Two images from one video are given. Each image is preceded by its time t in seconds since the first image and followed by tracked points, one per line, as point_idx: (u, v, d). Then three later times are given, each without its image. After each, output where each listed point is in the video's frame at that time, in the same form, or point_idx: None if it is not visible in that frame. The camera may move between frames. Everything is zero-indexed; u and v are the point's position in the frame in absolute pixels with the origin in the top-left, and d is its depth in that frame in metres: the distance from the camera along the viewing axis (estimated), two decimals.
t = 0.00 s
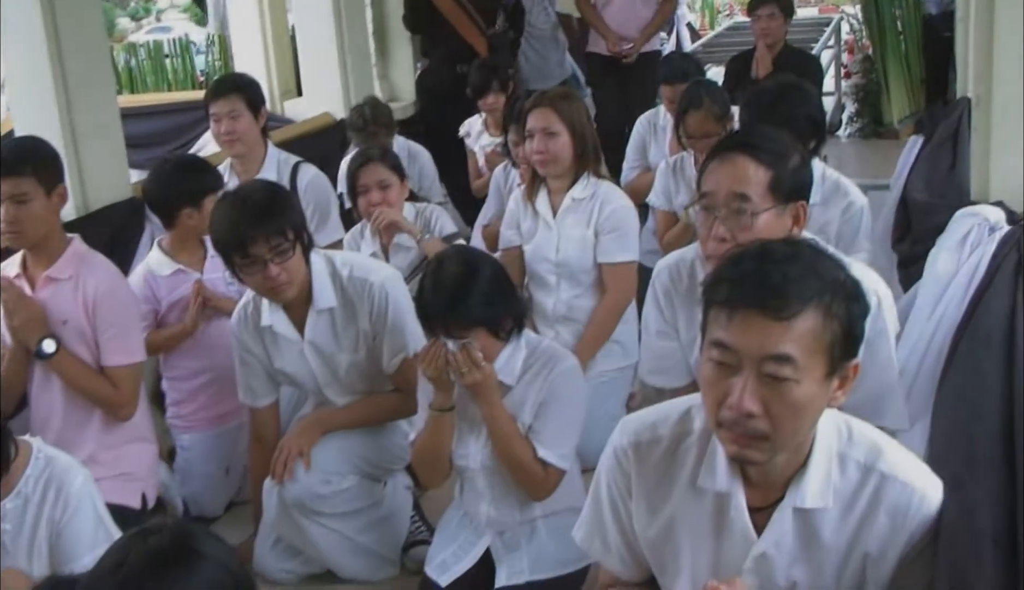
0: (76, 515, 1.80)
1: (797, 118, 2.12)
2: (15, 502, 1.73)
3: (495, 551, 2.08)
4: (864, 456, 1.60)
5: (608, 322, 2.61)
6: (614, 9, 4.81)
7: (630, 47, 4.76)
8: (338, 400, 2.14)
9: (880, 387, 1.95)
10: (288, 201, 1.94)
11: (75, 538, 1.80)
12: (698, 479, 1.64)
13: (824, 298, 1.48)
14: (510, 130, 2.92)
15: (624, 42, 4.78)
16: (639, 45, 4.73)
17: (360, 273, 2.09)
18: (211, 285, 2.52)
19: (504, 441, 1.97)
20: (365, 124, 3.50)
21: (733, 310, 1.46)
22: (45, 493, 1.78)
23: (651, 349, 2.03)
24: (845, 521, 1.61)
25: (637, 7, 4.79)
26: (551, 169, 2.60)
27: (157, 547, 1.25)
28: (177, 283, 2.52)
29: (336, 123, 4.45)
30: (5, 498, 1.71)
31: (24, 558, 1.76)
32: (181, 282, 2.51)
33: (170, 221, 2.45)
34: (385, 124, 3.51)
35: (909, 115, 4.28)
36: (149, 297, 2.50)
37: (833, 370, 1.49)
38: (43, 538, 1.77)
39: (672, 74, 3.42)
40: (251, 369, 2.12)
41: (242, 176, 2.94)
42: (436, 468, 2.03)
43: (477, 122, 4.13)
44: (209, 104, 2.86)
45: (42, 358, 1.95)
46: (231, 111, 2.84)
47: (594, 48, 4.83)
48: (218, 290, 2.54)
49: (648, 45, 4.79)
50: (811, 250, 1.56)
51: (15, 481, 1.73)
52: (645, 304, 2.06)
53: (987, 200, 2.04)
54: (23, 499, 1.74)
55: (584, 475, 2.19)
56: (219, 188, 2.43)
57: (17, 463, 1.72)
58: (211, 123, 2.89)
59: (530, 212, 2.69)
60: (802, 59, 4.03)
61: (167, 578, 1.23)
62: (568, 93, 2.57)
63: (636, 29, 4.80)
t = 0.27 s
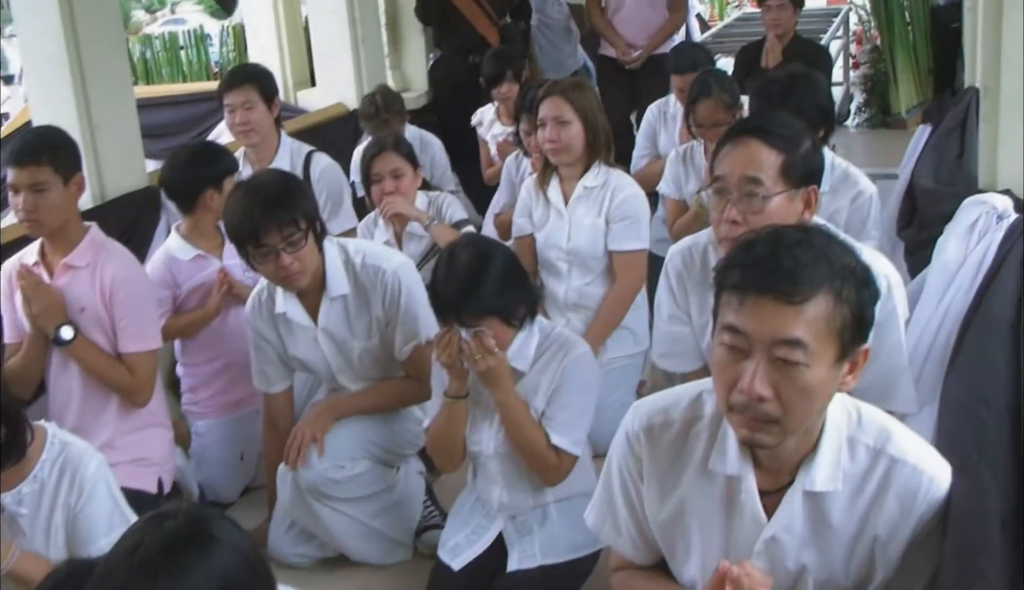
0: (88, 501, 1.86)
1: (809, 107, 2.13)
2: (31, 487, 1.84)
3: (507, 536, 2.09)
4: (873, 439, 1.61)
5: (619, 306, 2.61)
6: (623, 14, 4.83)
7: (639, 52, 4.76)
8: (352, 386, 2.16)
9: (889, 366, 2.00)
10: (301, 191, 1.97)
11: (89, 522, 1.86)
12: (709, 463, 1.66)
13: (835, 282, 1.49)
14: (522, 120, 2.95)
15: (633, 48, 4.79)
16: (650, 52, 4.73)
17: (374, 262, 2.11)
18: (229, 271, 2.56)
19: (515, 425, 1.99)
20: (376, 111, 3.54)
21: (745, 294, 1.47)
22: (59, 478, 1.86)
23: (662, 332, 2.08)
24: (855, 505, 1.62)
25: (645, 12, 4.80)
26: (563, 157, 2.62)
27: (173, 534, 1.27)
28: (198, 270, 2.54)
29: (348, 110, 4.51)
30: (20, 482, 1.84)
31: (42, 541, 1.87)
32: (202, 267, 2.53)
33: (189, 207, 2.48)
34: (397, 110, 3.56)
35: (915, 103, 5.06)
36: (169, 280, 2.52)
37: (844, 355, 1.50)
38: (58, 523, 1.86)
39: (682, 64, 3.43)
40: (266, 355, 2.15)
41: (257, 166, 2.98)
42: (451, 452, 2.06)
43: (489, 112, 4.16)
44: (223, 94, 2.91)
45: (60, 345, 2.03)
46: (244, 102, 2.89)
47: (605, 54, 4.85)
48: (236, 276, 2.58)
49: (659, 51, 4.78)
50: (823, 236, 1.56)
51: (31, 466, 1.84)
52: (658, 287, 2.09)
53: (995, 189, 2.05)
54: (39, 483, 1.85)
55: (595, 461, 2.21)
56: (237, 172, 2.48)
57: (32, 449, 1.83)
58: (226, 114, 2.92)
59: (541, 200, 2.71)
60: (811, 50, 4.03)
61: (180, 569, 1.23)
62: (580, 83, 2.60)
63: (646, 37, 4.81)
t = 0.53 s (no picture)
0: (106, 483, 1.89)
1: (819, 97, 2.15)
2: (49, 469, 1.89)
3: (520, 521, 2.10)
4: (884, 427, 1.63)
5: (630, 298, 2.63)
6: (631, 39, 4.81)
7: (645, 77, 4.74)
8: (367, 372, 2.19)
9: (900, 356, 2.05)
10: (314, 181, 1.98)
11: (107, 504, 1.89)
12: (722, 448, 1.67)
13: (847, 271, 1.49)
14: (535, 110, 2.97)
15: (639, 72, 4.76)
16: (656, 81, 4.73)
17: (389, 249, 2.13)
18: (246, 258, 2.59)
19: (527, 411, 2.01)
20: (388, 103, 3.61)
21: (759, 282, 1.48)
22: (77, 460, 1.90)
23: (676, 318, 2.12)
24: (865, 491, 1.64)
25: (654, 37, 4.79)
26: (577, 147, 2.64)
27: (191, 515, 1.31)
28: (217, 255, 2.56)
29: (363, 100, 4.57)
30: (38, 463, 1.89)
31: (61, 522, 1.92)
32: (222, 254, 2.56)
33: (207, 194, 2.50)
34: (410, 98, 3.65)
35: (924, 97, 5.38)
36: (188, 266, 2.54)
37: (856, 342, 1.50)
38: (77, 503, 1.90)
39: (695, 55, 3.46)
40: (282, 341, 2.17)
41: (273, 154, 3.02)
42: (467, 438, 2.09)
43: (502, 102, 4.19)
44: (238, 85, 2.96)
45: (79, 331, 2.05)
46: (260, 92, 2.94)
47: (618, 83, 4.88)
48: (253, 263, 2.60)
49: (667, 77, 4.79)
50: (836, 224, 1.57)
51: (48, 449, 1.89)
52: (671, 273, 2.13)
53: (1006, 179, 2.06)
54: (56, 466, 1.89)
55: (608, 448, 2.22)
56: (253, 158, 2.49)
57: (49, 432, 1.88)
58: (243, 105, 2.97)
59: (555, 190, 2.75)
60: (823, 40, 4.04)
61: (198, 548, 1.27)
62: (594, 73, 2.62)
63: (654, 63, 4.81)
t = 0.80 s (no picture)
0: (125, 465, 1.92)
1: (830, 90, 2.16)
2: (69, 452, 1.92)
3: (532, 508, 2.11)
4: (896, 416, 1.63)
5: (644, 286, 2.66)
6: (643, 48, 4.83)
7: (647, 88, 4.71)
8: (382, 361, 2.24)
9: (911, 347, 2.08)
10: (328, 173, 2.00)
11: (126, 486, 1.92)
12: (735, 436, 1.68)
13: (860, 261, 1.49)
14: (549, 102, 2.99)
15: (642, 84, 4.74)
16: (658, 96, 4.69)
17: (404, 239, 2.16)
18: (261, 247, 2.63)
19: (539, 400, 2.00)
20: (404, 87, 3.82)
21: (774, 272, 1.48)
22: (96, 443, 1.94)
23: (688, 308, 2.14)
24: (877, 478, 1.64)
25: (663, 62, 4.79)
26: (590, 139, 2.66)
27: (213, 499, 1.32)
28: (235, 245, 2.59)
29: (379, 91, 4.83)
30: (58, 446, 1.91)
31: (81, 505, 1.94)
32: (240, 242, 2.59)
33: (223, 182, 2.53)
34: (426, 81, 3.85)
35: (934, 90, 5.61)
36: (208, 255, 2.56)
37: (869, 332, 1.50)
38: (95, 486, 1.93)
39: (708, 48, 3.49)
40: (298, 329, 2.22)
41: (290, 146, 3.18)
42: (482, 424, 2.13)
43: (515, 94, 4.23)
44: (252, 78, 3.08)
45: (98, 318, 2.07)
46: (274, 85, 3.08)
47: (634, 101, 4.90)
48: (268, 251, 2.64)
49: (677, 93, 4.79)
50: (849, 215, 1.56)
51: (68, 432, 1.92)
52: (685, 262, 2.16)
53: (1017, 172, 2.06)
54: (76, 449, 1.92)
55: (619, 437, 2.23)
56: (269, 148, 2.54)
57: (69, 415, 1.92)
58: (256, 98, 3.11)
59: (568, 181, 2.77)
60: (834, 35, 4.05)
61: (221, 532, 1.29)
62: (607, 65, 2.63)
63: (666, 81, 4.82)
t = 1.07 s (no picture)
0: (139, 452, 1.94)
1: (845, 85, 2.16)
2: (83, 440, 1.93)
3: (544, 501, 2.11)
4: (912, 410, 1.59)
5: (658, 278, 2.66)
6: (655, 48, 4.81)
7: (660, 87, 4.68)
8: (397, 353, 2.28)
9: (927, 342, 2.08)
10: (343, 166, 2.00)
11: (141, 474, 1.94)
12: (750, 429, 1.64)
13: (878, 254, 1.45)
14: (563, 94, 2.99)
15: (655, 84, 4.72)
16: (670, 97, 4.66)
17: (417, 231, 2.19)
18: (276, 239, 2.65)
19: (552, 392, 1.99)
20: (421, 75, 3.97)
21: (790, 265, 1.44)
22: (110, 431, 1.94)
23: (703, 302, 2.15)
24: (893, 471, 1.60)
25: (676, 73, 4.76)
26: (603, 133, 2.66)
27: (230, 487, 1.33)
28: (250, 237, 2.61)
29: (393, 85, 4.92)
30: (72, 434, 1.92)
31: (95, 493, 1.95)
32: (255, 234, 2.61)
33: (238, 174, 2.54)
34: (443, 68, 4.00)
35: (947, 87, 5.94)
36: (224, 246, 2.58)
37: (886, 326, 1.46)
38: (111, 474, 1.95)
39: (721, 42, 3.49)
40: (312, 320, 2.26)
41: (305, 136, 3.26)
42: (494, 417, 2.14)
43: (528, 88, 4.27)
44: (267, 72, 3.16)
45: (113, 309, 2.07)
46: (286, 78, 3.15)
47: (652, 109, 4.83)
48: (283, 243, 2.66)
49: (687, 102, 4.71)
50: (865, 207, 1.52)
51: (82, 419, 1.92)
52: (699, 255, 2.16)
53: None
54: (90, 437, 1.93)
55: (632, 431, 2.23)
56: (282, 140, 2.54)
57: (84, 403, 1.92)
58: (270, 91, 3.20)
59: (582, 174, 2.77)
60: (848, 28, 4.04)
61: (239, 520, 1.29)
62: (622, 58, 2.62)
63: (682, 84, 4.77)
